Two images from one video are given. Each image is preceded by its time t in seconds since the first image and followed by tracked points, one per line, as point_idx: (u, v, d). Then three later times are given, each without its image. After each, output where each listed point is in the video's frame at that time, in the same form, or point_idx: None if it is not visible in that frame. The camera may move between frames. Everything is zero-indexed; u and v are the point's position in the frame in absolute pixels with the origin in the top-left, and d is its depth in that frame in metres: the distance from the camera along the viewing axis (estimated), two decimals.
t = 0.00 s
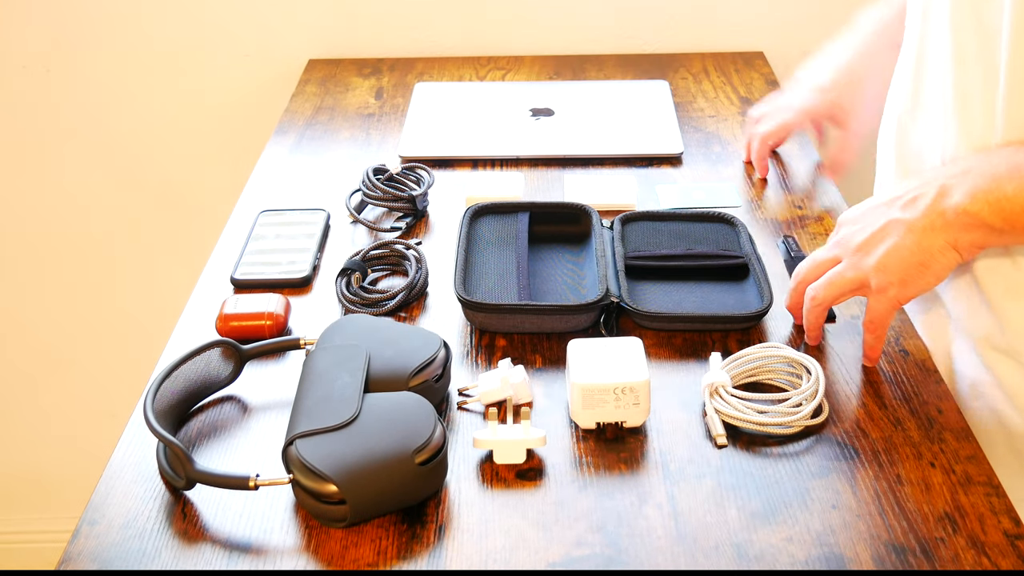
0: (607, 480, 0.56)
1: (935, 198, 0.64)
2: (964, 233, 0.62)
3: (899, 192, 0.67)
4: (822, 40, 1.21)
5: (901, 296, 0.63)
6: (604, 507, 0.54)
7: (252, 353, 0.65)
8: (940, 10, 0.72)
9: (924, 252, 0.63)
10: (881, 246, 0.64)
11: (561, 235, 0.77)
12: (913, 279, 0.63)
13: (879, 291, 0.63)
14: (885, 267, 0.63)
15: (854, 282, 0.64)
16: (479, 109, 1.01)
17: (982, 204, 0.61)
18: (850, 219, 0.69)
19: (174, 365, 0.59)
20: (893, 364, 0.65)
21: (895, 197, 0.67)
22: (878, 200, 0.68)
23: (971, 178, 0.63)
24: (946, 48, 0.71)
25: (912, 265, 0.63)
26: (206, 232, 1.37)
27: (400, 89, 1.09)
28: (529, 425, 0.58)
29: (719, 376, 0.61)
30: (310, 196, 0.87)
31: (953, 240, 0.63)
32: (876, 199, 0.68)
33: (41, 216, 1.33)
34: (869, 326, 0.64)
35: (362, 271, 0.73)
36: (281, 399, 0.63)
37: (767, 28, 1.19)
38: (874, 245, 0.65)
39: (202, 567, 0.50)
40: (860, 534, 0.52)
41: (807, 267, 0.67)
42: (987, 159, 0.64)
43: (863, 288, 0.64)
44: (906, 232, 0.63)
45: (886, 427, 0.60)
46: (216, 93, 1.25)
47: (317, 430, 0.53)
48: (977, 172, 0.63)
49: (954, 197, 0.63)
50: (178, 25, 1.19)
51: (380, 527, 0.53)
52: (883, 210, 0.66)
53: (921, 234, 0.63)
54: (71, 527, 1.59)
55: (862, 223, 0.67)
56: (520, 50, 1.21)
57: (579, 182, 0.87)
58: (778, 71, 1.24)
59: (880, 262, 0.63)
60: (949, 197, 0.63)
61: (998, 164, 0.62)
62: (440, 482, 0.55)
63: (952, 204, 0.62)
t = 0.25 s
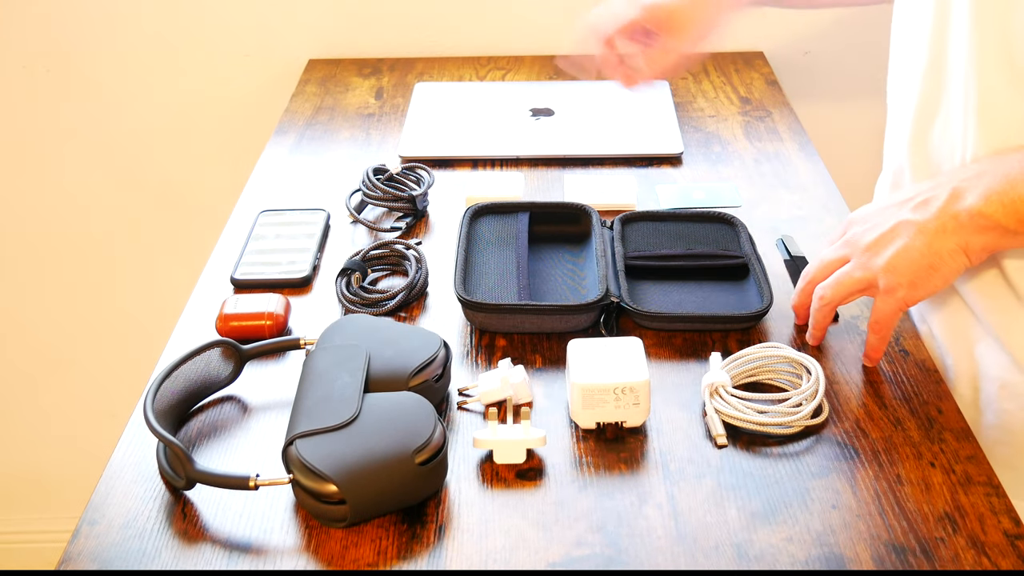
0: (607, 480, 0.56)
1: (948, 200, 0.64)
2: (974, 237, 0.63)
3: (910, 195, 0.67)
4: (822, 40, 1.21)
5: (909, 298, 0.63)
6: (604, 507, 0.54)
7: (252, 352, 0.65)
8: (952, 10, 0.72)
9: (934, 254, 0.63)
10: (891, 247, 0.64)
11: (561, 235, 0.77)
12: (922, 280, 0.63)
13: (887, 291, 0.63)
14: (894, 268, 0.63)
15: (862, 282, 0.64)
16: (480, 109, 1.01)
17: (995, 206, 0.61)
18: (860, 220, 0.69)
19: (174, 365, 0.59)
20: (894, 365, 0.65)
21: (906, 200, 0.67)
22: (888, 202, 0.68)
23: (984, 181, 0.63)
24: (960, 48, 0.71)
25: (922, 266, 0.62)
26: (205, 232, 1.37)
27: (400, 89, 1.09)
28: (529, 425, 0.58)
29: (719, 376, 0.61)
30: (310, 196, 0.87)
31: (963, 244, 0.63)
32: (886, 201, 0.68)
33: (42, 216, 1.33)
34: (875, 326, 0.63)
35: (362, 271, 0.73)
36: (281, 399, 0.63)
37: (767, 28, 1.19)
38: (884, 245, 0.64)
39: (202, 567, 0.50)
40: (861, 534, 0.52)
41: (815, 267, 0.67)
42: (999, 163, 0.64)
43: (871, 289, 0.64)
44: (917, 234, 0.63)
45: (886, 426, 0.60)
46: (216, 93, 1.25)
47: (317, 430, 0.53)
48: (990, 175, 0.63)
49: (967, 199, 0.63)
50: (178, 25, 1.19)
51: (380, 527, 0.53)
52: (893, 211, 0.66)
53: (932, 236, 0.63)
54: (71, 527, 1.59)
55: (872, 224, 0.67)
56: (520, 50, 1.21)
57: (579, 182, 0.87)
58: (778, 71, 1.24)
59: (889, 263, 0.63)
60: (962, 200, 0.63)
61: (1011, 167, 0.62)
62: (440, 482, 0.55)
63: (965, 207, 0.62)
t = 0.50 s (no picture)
0: (607, 480, 0.56)
1: (950, 199, 0.63)
2: (979, 235, 0.62)
3: (914, 194, 0.67)
4: (822, 40, 1.21)
5: (912, 297, 0.62)
6: (604, 506, 0.54)
7: (252, 352, 0.65)
8: (955, 9, 0.72)
9: (936, 253, 0.62)
10: (893, 246, 0.63)
11: (561, 235, 0.77)
12: (926, 278, 0.62)
13: (889, 291, 0.62)
14: (896, 268, 0.62)
15: (864, 282, 0.64)
16: (479, 109, 1.01)
17: (999, 204, 0.60)
18: (862, 220, 0.68)
19: (174, 365, 0.59)
20: (893, 364, 0.65)
21: (909, 198, 0.66)
22: (891, 201, 0.68)
23: (988, 178, 0.62)
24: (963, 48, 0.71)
25: (924, 266, 0.62)
26: (205, 232, 1.37)
27: (400, 89, 1.09)
28: (529, 425, 0.58)
29: (719, 376, 0.61)
30: (311, 196, 0.87)
31: (967, 243, 0.62)
32: (889, 199, 0.68)
33: (42, 216, 1.33)
34: (878, 325, 0.63)
35: (362, 271, 0.73)
36: (281, 399, 0.63)
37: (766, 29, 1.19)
38: (886, 245, 0.64)
39: (202, 567, 0.50)
40: (860, 534, 0.52)
41: (817, 266, 0.67)
42: (1004, 160, 0.63)
43: (873, 289, 0.64)
44: (919, 233, 0.63)
45: (886, 426, 0.60)
46: (217, 93, 1.25)
47: (317, 430, 0.53)
48: (995, 173, 0.62)
49: (971, 197, 0.62)
50: (177, 25, 1.19)
51: (380, 527, 0.53)
52: (896, 210, 0.66)
53: (935, 235, 0.62)
54: (71, 527, 1.59)
55: (874, 223, 0.66)
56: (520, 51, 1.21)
57: (579, 182, 0.87)
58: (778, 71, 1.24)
59: (891, 262, 0.62)
60: (965, 198, 0.62)
61: (1015, 165, 0.61)
62: (440, 482, 0.55)
63: (968, 205, 0.62)
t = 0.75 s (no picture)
0: (607, 480, 0.56)
1: (952, 197, 0.63)
2: (981, 233, 0.62)
3: (914, 193, 0.66)
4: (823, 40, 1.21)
5: (915, 296, 0.62)
6: (604, 506, 0.54)
7: (252, 352, 0.65)
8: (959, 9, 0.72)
9: (939, 252, 0.62)
10: (896, 246, 0.63)
11: (561, 235, 0.77)
12: (927, 279, 0.62)
13: (893, 290, 0.62)
14: (899, 267, 0.62)
15: (867, 283, 0.63)
16: (479, 109, 1.01)
17: (1002, 202, 0.60)
18: (864, 220, 0.68)
19: (174, 365, 0.59)
20: (894, 364, 0.65)
21: (910, 197, 0.66)
22: (892, 200, 0.67)
23: (989, 176, 0.62)
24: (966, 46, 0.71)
25: (927, 265, 0.62)
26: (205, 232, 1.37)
27: (400, 89, 1.09)
28: (529, 425, 0.58)
29: (719, 376, 0.61)
30: (311, 196, 0.87)
31: (970, 240, 0.62)
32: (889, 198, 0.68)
33: (42, 217, 1.33)
34: (882, 324, 0.63)
35: (362, 271, 0.73)
36: (281, 399, 0.63)
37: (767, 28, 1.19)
38: (889, 245, 0.63)
39: (202, 567, 0.50)
40: (860, 534, 0.52)
41: (819, 267, 0.66)
42: (1005, 157, 0.63)
43: (877, 289, 0.63)
44: (922, 232, 0.62)
45: (885, 426, 0.60)
46: (217, 93, 1.25)
47: (317, 430, 0.53)
48: (996, 171, 0.62)
49: (973, 195, 0.62)
50: (177, 25, 1.19)
51: (380, 527, 0.53)
52: (898, 210, 0.65)
53: (937, 234, 0.62)
54: (71, 527, 1.59)
55: (876, 222, 0.66)
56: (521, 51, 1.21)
57: (579, 182, 0.87)
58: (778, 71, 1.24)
59: (895, 262, 0.62)
60: (966, 196, 0.62)
61: (1016, 162, 0.61)
62: (440, 482, 0.55)
63: (970, 203, 0.61)
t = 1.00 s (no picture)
0: (607, 480, 0.56)
1: (956, 198, 0.63)
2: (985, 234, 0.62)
3: (917, 194, 0.66)
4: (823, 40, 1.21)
5: (920, 297, 0.62)
6: (604, 506, 0.54)
7: (252, 352, 0.65)
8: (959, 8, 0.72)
9: (943, 253, 0.62)
10: (900, 247, 0.63)
11: (561, 235, 0.77)
12: (932, 278, 0.62)
13: (897, 291, 0.62)
14: (903, 268, 0.62)
15: (871, 283, 0.63)
16: (479, 109, 1.01)
17: (1005, 202, 0.60)
18: (866, 220, 0.68)
19: (174, 365, 0.59)
20: (893, 364, 0.65)
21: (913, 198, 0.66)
22: (893, 201, 0.67)
23: (993, 176, 0.62)
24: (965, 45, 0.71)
25: (931, 266, 0.62)
26: (205, 231, 1.37)
27: (400, 89, 1.09)
28: (529, 425, 0.58)
29: (719, 376, 0.61)
30: (310, 196, 0.87)
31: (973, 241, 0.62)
32: (892, 199, 0.68)
33: (42, 217, 1.33)
34: (885, 325, 0.63)
35: (362, 271, 0.73)
36: (281, 399, 0.63)
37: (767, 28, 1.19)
38: (893, 245, 0.63)
39: (202, 567, 0.50)
40: (860, 534, 0.52)
41: (822, 266, 0.66)
42: (1008, 156, 0.63)
43: (881, 289, 0.63)
44: (926, 233, 0.62)
45: (885, 426, 0.60)
46: (217, 93, 1.25)
47: (317, 430, 0.53)
48: (999, 171, 0.62)
49: (977, 195, 0.62)
50: (177, 26, 1.19)
51: (380, 527, 0.53)
52: (901, 210, 0.65)
53: (942, 234, 0.62)
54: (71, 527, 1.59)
55: (880, 223, 0.66)
56: (521, 51, 1.21)
57: (579, 182, 0.87)
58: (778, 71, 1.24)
59: (899, 263, 0.62)
60: (970, 197, 0.62)
61: (1019, 161, 0.61)
62: (439, 482, 0.55)
63: (974, 204, 0.61)
